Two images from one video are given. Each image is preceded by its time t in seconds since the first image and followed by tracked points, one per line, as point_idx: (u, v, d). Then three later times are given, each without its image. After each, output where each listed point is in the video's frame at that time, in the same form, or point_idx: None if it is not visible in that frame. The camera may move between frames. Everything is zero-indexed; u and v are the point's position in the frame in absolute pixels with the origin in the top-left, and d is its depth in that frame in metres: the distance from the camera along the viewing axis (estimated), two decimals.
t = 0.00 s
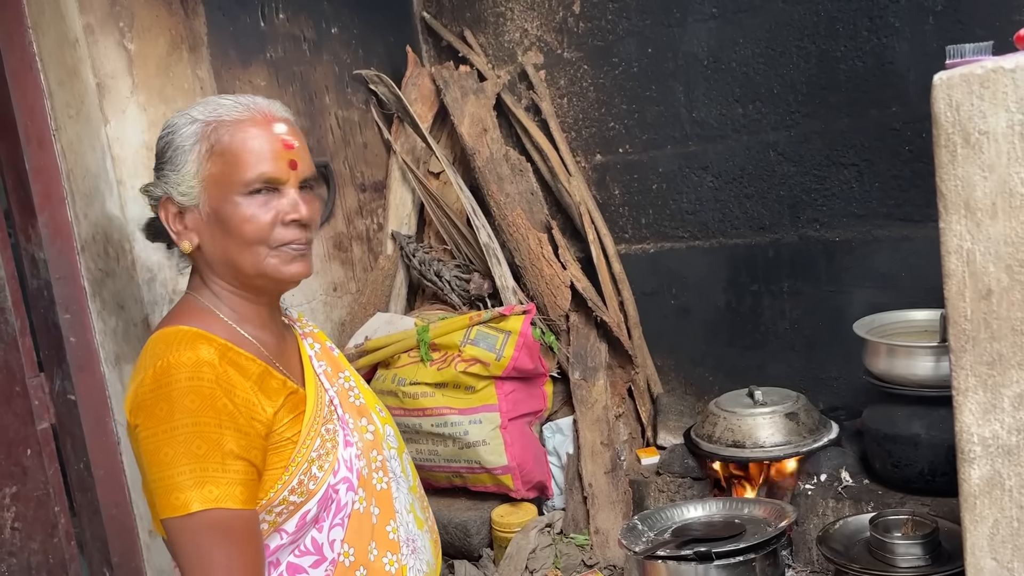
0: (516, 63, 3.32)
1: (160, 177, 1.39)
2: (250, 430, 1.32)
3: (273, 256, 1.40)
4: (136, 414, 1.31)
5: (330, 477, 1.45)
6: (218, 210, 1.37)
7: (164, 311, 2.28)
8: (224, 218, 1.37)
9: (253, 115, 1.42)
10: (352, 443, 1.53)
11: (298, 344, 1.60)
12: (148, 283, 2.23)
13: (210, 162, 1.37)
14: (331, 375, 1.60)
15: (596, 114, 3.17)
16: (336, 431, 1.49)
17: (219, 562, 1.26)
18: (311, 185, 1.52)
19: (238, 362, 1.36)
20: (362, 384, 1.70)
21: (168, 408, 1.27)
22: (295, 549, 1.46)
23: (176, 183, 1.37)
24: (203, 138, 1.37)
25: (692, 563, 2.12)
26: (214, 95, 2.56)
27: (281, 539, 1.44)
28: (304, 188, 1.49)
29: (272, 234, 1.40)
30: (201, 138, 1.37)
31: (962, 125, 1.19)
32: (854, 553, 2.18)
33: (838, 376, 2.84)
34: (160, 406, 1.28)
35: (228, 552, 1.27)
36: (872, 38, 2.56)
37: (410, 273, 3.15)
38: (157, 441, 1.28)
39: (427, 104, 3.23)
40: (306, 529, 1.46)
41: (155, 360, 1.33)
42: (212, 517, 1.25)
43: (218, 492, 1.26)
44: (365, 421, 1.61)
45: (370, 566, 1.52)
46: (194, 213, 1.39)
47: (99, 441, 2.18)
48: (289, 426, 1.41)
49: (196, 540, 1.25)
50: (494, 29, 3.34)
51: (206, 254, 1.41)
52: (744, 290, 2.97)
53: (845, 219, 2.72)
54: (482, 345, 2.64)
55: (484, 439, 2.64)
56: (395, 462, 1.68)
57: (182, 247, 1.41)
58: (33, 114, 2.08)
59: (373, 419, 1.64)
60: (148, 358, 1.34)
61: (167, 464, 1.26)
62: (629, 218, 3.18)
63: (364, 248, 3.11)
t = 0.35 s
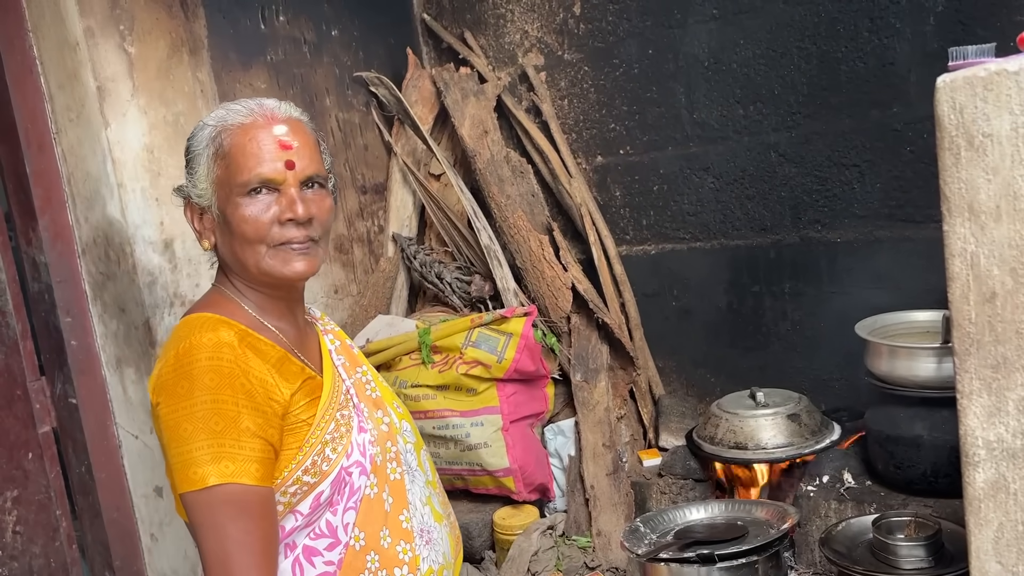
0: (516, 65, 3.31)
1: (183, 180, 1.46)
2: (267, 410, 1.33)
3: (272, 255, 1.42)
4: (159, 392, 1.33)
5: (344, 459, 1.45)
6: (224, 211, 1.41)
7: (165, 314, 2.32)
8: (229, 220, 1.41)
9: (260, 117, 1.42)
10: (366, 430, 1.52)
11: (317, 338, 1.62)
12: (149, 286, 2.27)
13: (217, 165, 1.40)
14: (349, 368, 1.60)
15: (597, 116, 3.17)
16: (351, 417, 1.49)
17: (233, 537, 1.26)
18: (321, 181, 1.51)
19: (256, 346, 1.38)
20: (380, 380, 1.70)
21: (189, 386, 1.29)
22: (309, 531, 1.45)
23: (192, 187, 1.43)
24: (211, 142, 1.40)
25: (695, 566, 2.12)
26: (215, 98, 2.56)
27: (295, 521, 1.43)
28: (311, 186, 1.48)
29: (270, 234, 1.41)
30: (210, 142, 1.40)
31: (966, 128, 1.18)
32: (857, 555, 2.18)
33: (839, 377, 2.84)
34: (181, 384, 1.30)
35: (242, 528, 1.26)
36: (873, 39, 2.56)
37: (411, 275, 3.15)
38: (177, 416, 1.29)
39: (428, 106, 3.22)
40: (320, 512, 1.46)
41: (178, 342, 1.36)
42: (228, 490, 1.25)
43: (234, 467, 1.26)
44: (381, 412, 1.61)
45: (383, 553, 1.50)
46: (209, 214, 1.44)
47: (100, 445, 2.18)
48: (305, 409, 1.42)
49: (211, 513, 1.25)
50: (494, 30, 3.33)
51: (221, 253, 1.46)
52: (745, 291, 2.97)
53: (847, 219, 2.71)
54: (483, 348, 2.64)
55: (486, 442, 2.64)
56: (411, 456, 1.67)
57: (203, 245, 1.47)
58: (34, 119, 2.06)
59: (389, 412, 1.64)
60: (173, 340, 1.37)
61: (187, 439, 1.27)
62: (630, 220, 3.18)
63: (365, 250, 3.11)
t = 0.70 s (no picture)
0: (516, 66, 3.31)
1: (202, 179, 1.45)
2: (287, 406, 1.32)
3: (294, 253, 1.42)
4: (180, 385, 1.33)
5: (364, 453, 1.46)
6: (246, 210, 1.41)
7: (165, 317, 2.30)
8: (251, 218, 1.41)
9: (286, 117, 1.44)
10: (383, 425, 1.53)
11: (333, 336, 1.63)
12: (148, 289, 2.25)
13: (240, 164, 1.40)
14: (364, 366, 1.61)
15: (596, 118, 3.17)
16: (368, 413, 1.50)
17: (246, 532, 1.25)
18: (339, 183, 1.52)
19: (278, 343, 1.38)
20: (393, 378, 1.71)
21: (210, 381, 1.29)
22: (330, 524, 1.44)
23: (212, 185, 1.43)
24: (234, 142, 1.41)
25: (695, 569, 2.11)
26: (214, 100, 2.55)
27: (316, 514, 1.42)
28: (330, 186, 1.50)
29: (294, 232, 1.42)
30: (233, 141, 1.41)
31: (968, 132, 1.18)
32: (858, 557, 2.17)
33: (839, 379, 2.84)
34: (202, 378, 1.30)
35: (255, 523, 1.26)
36: (873, 41, 2.55)
37: (411, 277, 3.14)
38: (195, 410, 1.28)
39: (427, 108, 3.22)
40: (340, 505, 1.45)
41: (200, 337, 1.36)
42: (244, 486, 1.25)
43: (251, 463, 1.25)
44: (396, 410, 1.62)
45: (402, 546, 1.51)
46: (230, 213, 1.44)
47: (100, 447, 2.17)
48: (325, 404, 1.41)
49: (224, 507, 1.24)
50: (494, 32, 3.33)
51: (241, 251, 1.46)
52: (745, 292, 2.97)
53: (847, 221, 2.71)
54: (482, 350, 2.62)
55: (486, 444, 2.66)
56: (426, 452, 1.68)
57: (221, 244, 1.47)
58: (33, 120, 2.07)
59: (404, 409, 1.65)
60: (195, 335, 1.37)
61: (205, 434, 1.27)
62: (630, 221, 3.18)
63: (365, 252, 3.11)
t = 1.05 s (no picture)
0: (514, 65, 3.30)
1: (260, 156, 1.38)
2: (290, 402, 1.32)
3: (360, 249, 1.47)
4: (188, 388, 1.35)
5: (373, 453, 1.44)
6: (323, 196, 1.40)
7: (161, 316, 2.29)
8: (329, 205, 1.41)
9: (354, 119, 1.50)
10: (393, 424, 1.51)
11: (341, 332, 1.59)
12: (143, 287, 2.25)
13: (321, 151, 1.40)
14: (373, 362, 1.57)
15: (595, 116, 3.16)
16: (377, 412, 1.48)
17: (258, 527, 1.23)
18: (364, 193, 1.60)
19: (282, 341, 1.37)
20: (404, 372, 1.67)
21: (213, 379, 1.29)
22: (339, 525, 1.43)
23: (287, 164, 1.38)
24: (314, 129, 1.41)
25: (694, 569, 2.10)
26: (210, 98, 2.53)
27: (325, 515, 1.41)
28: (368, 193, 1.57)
29: (363, 230, 1.47)
30: (313, 128, 1.41)
31: (975, 126, 1.17)
32: (858, 557, 2.16)
33: (838, 378, 2.83)
34: (207, 377, 1.31)
35: (268, 519, 1.23)
36: (872, 39, 2.55)
37: (408, 276, 3.13)
38: (203, 410, 1.30)
39: (425, 106, 3.19)
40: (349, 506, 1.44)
41: (204, 338, 1.36)
42: (254, 479, 1.23)
43: (261, 456, 1.24)
44: (406, 406, 1.59)
45: (413, 544, 1.49)
46: (295, 195, 1.39)
47: (95, 446, 2.15)
48: (330, 406, 1.42)
49: (234, 502, 1.24)
50: (491, 30, 3.32)
51: (295, 236, 1.41)
52: (744, 291, 2.96)
53: (846, 220, 2.70)
54: (481, 349, 2.61)
55: (484, 443, 2.64)
56: (436, 448, 1.65)
57: (274, 223, 1.39)
58: (28, 118, 2.05)
59: (414, 405, 1.62)
60: (198, 336, 1.38)
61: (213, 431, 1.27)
62: (628, 220, 3.17)
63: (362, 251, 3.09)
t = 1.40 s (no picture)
0: (509, 64, 3.30)
1: (295, 150, 1.40)
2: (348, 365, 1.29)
3: (385, 240, 1.50)
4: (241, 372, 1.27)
5: (411, 435, 1.46)
6: (356, 189, 1.43)
7: (157, 315, 2.27)
8: (361, 198, 1.44)
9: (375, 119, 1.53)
10: (424, 408, 1.54)
11: (361, 325, 1.60)
12: (139, 287, 2.21)
13: (354, 147, 1.43)
14: (395, 352, 1.59)
15: (590, 115, 3.16)
16: (411, 397, 1.51)
17: (366, 472, 1.11)
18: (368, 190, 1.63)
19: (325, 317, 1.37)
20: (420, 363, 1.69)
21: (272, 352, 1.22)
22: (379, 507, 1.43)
23: (323, 157, 1.40)
24: (344, 126, 1.44)
25: (689, 568, 2.11)
26: (205, 96, 2.52)
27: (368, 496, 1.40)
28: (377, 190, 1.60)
29: (386, 222, 1.50)
30: (343, 125, 1.44)
31: (969, 127, 1.17)
32: (852, 556, 2.17)
33: (833, 378, 2.84)
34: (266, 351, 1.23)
35: (389, 460, 1.12)
36: (867, 39, 2.56)
37: (403, 275, 3.12)
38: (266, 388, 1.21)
39: (420, 106, 3.18)
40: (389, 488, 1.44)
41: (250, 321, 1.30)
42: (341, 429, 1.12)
43: (350, 401, 1.15)
44: (430, 394, 1.61)
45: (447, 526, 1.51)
46: (331, 188, 1.41)
47: (89, 445, 2.16)
48: (370, 390, 1.41)
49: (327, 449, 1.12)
50: (487, 29, 3.32)
51: (329, 227, 1.43)
52: (739, 291, 2.96)
53: (841, 220, 2.71)
54: (476, 348, 2.61)
55: (480, 443, 2.65)
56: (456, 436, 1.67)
57: (313, 216, 1.40)
58: (22, 116, 2.05)
59: (435, 394, 1.64)
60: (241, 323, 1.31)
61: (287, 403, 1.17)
62: (624, 220, 3.17)
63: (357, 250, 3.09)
